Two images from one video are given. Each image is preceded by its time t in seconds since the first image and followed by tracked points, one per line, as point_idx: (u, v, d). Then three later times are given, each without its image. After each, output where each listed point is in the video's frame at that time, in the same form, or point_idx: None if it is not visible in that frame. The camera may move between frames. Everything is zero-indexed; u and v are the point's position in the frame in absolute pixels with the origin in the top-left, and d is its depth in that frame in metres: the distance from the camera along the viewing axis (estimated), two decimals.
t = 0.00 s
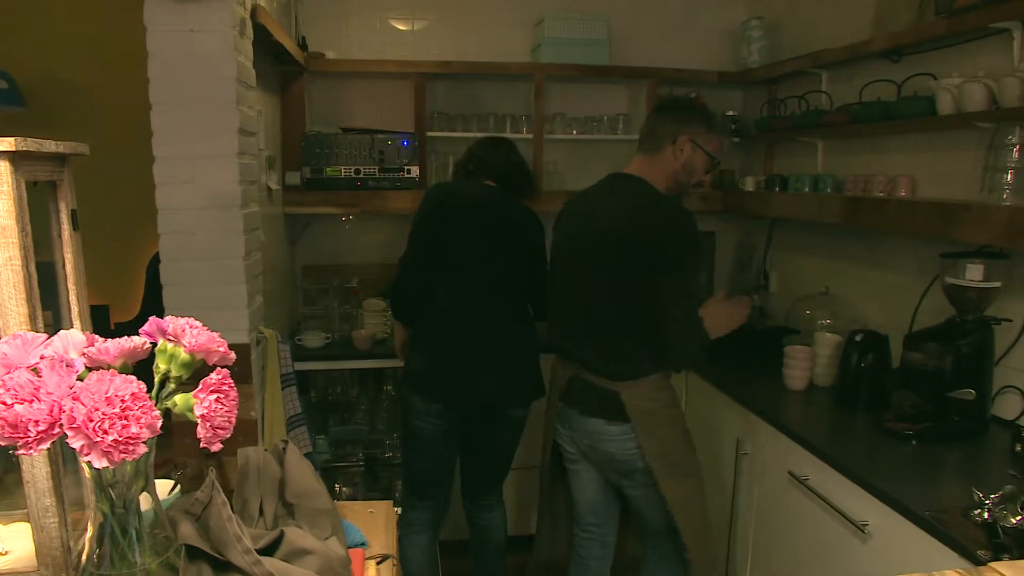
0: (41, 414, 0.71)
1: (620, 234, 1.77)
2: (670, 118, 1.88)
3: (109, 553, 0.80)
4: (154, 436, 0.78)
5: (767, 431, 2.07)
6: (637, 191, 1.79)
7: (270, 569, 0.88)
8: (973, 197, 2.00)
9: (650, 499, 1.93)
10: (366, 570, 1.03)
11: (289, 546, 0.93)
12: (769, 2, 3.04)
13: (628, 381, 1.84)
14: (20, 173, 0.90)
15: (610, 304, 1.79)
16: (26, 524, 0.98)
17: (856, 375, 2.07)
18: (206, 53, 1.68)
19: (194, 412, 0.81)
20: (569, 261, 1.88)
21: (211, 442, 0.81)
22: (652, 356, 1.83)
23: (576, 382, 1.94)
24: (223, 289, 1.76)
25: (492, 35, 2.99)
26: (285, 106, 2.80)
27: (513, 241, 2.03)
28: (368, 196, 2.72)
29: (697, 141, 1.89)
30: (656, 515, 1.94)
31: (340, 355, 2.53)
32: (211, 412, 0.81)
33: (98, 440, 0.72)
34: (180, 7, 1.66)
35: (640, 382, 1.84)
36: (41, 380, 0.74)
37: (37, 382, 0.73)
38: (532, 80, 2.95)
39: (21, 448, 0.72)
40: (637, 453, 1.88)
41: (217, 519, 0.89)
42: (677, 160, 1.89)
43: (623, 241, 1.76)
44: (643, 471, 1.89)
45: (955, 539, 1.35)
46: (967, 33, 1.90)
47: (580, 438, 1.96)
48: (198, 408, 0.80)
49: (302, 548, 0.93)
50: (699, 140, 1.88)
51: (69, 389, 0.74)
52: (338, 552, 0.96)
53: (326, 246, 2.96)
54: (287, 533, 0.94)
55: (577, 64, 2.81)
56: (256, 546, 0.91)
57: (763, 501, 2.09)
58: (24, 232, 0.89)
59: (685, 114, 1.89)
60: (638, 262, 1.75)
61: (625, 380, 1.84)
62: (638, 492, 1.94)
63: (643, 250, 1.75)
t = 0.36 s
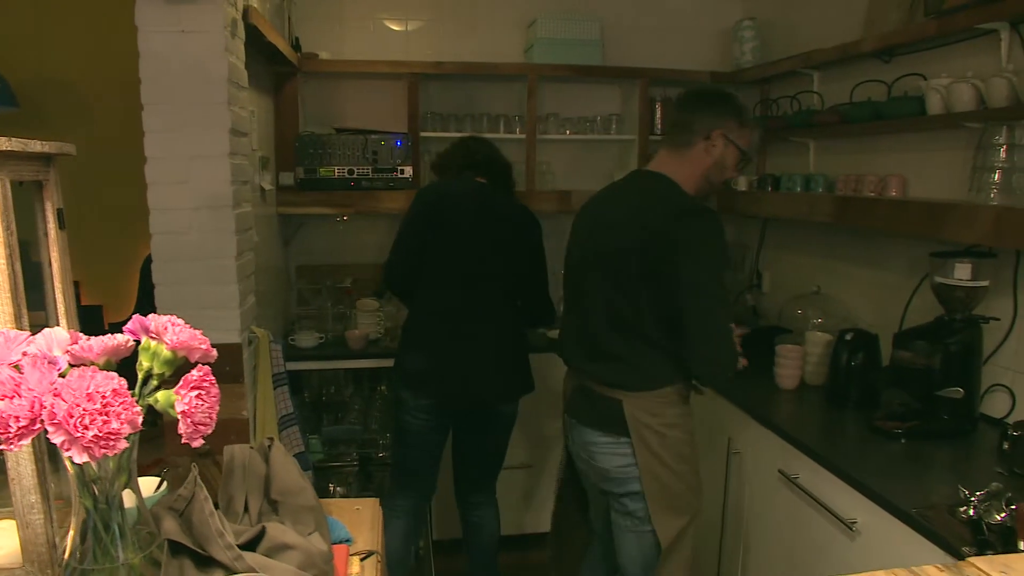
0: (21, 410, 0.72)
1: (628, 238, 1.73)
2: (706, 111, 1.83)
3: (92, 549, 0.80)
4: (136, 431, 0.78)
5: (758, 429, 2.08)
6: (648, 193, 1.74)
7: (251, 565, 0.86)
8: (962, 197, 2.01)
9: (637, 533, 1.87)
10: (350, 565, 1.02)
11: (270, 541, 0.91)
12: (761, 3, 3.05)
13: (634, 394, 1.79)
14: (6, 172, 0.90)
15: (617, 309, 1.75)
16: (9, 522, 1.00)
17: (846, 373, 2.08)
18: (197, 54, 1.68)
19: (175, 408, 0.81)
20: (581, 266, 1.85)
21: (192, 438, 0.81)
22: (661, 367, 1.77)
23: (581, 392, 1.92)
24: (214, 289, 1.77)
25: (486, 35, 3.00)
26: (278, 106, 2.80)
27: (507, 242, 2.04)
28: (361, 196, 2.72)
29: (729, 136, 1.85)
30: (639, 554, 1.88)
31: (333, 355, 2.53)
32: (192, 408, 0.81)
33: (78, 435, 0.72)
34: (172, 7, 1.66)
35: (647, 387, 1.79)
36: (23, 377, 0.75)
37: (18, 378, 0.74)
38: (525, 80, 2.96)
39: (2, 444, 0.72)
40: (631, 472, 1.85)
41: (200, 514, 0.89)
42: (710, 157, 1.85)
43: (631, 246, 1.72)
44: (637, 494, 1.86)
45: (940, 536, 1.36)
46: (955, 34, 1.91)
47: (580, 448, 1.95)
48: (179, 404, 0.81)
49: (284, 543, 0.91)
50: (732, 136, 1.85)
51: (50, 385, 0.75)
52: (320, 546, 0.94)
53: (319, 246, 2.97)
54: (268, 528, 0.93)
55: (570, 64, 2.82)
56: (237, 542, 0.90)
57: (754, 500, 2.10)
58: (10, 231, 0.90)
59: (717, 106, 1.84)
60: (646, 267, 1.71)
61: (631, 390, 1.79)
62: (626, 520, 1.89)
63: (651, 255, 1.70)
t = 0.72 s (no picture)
0: None
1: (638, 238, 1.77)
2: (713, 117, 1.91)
3: (72, 546, 0.80)
4: (114, 429, 0.78)
5: (747, 427, 2.09)
6: (653, 193, 1.79)
7: (231, 562, 0.85)
8: (949, 195, 2.02)
9: (642, 533, 1.88)
10: (332, 562, 1.03)
11: (251, 538, 0.90)
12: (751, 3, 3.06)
13: (651, 393, 1.79)
14: None
15: (631, 309, 1.78)
16: None
17: (834, 371, 2.09)
18: (185, 55, 1.69)
19: (154, 406, 0.81)
20: (592, 270, 1.87)
21: (171, 435, 0.82)
22: (680, 365, 1.78)
23: (590, 394, 1.92)
24: (204, 290, 1.77)
25: (476, 36, 3.01)
26: (269, 107, 2.81)
27: (483, 247, 2.02)
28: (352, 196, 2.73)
29: (738, 141, 1.91)
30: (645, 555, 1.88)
31: (324, 355, 2.53)
32: (171, 406, 0.81)
33: (56, 433, 0.72)
34: (159, 9, 1.66)
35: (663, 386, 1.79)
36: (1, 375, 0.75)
37: None
38: (516, 81, 2.97)
39: None
40: (642, 475, 1.84)
41: (181, 511, 0.88)
42: (718, 161, 1.91)
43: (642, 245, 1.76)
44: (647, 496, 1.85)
45: (925, 532, 1.37)
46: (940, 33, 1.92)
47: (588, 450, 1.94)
48: (158, 402, 0.81)
49: (264, 539, 0.90)
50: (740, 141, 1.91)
51: (29, 384, 0.75)
52: (301, 543, 0.93)
53: (311, 246, 2.97)
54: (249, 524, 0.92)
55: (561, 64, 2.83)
56: (217, 539, 0.89)
57: (743, 497, 2.11)
58: None
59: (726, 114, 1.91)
60: (657, 264, 1.75)
61: (651, 390, 1.79)
62: (632, 521, 1.89)
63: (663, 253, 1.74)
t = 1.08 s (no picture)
0: None
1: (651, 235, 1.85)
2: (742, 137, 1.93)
3: (55, 544, 0.80)
4: (96, 427, 0.78)
5: (740, 425, 2.10)
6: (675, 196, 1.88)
7: (214, 559, 0.86)
8: (940, 194, 2.03)
9: (634, 505, 1.96)
10: (318, 560, 1.03)
11: (234, 536, 0.90)
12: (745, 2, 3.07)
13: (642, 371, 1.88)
14: None
15: (634, 296, 1.86)
16: None
17: (827, 370, 2.10)
18: (176, 54, 1.68)
19: (136, 403, 0.81)
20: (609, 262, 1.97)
21: (154, 433, 0.81)
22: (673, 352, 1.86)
23: (595, 368, 2.02)
24: (195, 289, 1.77)
25: (470, 35, 3.01)
26: (262, 107, 2.80)
27: (423, 255, 1.84)
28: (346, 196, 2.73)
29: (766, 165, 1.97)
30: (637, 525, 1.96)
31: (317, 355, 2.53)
32: (153, 404, 0.81)
33: (36, 431, 0.72)
34: (151, 9, 1.66)
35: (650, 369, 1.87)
36: None
37: None
38: (510, 80, 2.97)
39: None
40: (630, 444, 1.94)
41: (164, 508, 0.88)
42: (745, 179, 1.96)
43: (654, 241, 1.84)
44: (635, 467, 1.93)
45: (914, 530, 1.37)
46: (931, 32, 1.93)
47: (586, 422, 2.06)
48: (140, 400, 0.80)
49: (247, 536, 0.90)
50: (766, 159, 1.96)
51: (9, 382, 0.74)
52: (285, 540, 0.93)
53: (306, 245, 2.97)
54: (232, 522, 0.92)
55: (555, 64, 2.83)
56: (201, 537, 0.89)
57: (735, 496, 2.11)
58: None
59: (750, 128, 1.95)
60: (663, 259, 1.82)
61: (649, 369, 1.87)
62: (626, 492, 1.98)
63: (671, 248, 1.81)
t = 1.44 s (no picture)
0: None
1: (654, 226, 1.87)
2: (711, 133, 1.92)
3: (38, 543, 0.79)
4: (77, 425, 0.77)
5: (731, 423, 2.10)
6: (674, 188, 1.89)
7: (197, 557, 0.86)
8: (931, 191, 2.03)
9: (655, 490, 1.94)
10: (306, 559, 1.03)
11: (218, 534, 0.90)
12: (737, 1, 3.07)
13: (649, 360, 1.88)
14: None
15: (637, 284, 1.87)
16: None
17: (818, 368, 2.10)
18: (166, 52, 1.68)
19: (118, 402, 0.80)
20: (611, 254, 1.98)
21: (136, 431, 0.81)
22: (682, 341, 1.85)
23: (604, 357, 1.99)
24: (186, 288, 1.76)
25: (463, 33, 3.01)
26: (254, 106, 2.80)
27: (361, 242, 1.70)
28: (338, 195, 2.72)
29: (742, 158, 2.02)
30: (659, 508, 1.95)
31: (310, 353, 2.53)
32: (136, 401, 0.80)
33: (16, 429, 0.71)
34: (141, 6, 1.65)
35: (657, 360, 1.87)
36: None
37: None
38: (502, 79, 2.97)
39: None
40: (655, 433, 1.90)
41: (148, 506, 0.88)
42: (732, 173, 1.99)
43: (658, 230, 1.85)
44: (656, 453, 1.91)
45: (903, 526, 1.38)
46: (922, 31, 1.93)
47: (601, 412, 2.01)
48: (121, 398, 0.79)
49: (231, 534, 0.90)
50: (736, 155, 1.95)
51: None
52: (270, 538, 0.93)
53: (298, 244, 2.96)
54: (217, 520, 0.92)
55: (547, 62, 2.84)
56: (185, 535, 0.89)
57: (728, 493, 2.12)
58: None
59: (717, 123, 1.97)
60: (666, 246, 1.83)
61: (655, 357, 1.86)
62: (648, 479, 1.95)
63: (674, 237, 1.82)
